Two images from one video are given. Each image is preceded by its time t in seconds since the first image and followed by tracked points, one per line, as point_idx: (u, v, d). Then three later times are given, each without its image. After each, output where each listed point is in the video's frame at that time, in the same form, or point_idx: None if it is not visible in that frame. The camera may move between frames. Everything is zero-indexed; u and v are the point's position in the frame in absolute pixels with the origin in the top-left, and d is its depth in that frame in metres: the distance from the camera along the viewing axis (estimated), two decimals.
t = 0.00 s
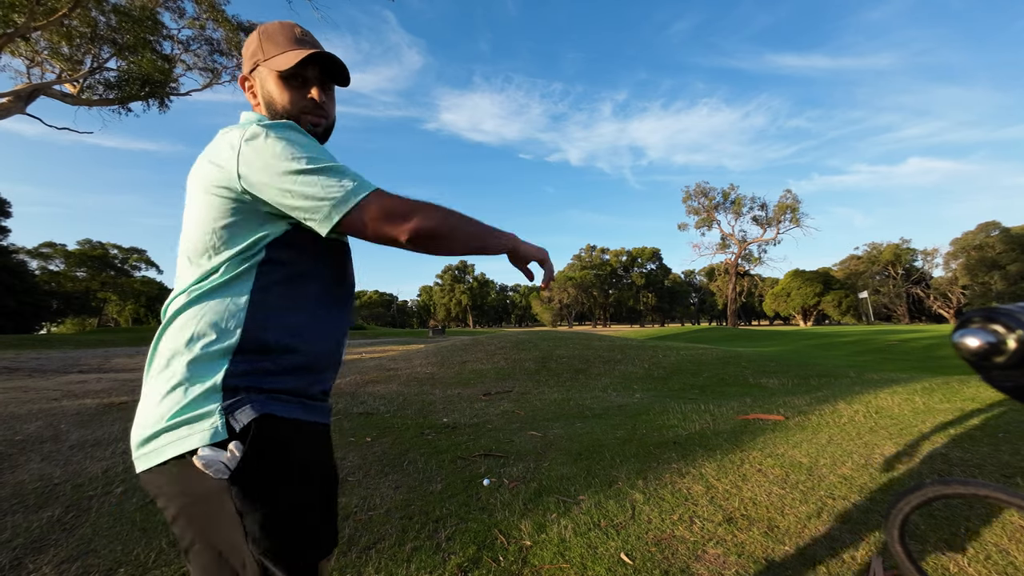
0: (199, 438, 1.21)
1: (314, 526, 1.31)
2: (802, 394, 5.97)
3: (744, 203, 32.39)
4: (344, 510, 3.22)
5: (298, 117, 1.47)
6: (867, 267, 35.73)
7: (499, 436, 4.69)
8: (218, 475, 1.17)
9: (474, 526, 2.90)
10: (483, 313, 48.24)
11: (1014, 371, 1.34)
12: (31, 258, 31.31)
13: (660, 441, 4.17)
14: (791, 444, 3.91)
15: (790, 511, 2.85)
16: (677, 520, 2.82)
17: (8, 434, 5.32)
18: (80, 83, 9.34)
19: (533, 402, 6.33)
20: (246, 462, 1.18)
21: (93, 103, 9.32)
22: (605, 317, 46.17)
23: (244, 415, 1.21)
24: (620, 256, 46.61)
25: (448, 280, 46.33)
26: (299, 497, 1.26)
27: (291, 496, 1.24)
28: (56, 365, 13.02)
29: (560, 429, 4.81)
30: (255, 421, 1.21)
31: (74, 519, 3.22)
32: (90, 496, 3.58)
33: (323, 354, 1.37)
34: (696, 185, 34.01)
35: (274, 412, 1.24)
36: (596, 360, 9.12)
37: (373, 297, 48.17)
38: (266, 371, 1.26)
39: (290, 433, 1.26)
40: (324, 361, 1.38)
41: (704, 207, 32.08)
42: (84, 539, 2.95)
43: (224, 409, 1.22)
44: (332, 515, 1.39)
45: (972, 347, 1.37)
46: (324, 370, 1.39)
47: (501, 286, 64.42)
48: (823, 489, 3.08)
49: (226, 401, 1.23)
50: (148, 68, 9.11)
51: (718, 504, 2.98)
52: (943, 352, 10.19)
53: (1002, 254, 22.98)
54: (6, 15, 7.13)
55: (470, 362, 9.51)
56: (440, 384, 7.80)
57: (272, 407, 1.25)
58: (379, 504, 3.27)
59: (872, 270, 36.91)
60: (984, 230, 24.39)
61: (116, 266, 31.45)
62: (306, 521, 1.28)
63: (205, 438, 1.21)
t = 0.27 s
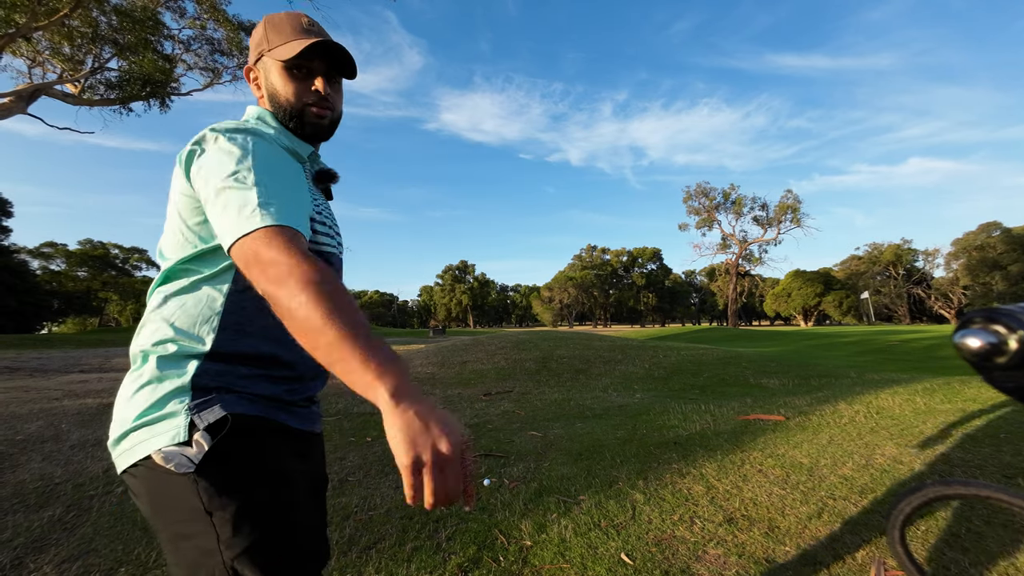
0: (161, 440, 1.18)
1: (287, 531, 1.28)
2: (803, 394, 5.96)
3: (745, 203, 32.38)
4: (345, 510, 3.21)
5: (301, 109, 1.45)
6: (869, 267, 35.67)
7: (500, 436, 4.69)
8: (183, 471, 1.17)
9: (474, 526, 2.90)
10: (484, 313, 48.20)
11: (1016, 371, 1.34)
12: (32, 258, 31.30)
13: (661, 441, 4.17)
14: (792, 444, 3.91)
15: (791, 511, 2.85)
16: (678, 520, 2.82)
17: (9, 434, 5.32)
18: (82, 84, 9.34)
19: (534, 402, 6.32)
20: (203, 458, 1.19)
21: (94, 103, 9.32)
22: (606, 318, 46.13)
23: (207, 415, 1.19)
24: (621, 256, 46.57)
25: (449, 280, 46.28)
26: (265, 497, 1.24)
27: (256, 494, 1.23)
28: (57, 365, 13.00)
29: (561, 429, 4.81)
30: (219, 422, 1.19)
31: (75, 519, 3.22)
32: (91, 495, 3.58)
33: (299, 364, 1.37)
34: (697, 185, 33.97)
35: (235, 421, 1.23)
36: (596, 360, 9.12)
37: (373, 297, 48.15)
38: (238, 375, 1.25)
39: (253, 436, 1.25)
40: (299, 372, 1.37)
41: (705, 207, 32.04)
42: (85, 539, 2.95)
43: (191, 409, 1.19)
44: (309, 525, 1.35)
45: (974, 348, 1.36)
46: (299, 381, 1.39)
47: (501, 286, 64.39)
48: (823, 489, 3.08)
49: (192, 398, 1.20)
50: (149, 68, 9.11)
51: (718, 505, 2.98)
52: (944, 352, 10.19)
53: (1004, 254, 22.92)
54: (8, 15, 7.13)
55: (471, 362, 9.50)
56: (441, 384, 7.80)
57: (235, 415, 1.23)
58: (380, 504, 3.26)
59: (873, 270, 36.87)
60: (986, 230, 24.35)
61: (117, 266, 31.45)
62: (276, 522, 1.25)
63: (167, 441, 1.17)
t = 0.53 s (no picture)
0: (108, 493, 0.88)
1: (302, 554, 1.07)
2: (804, 395, 5.96)
3: (745, 203, 32.43)
4: (345, 509, 3.22)
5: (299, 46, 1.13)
6: (869, 267, 35.68)
7: (500, 436, 4.69)
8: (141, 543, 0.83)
9: (475, 526, 2.90)
10: (485, 313, 48.30)
11: (1017, 372, 1.33)
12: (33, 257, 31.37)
13: (662, 441, 4.17)
14: (793, 445, 3.90)
15: (793, 512, 2.84)
16: (679, 521, 2.82)
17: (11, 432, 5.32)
18: (83, 83, 9.39)
19: (535, 402, 6.33)
20: (188, 519, 0.86)
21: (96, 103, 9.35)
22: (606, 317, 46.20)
23: (170, 463, 0.86)
24: (621, 256, 46.62)
25: (450, 280, 46.34)
26: (280, 531, 0.99)
27: (268, 536, 0.96)
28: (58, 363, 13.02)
29: (561, 429, 4.82)
30: (187, 471, 0.86)
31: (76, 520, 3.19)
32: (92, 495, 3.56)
33: (317, 369, 1.00)
34: (698, 185, 33.97)
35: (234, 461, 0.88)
36: (597, 360, 9.12)
37: (374, 297, 48.27)
38: (233, 396, 0.89)
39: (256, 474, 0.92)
40: (318, 377, 1.02)
41: (706, 207, 32.05)
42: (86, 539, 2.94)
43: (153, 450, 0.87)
44: (325, 522, 1.16)
45: (975, 348, 1.35)
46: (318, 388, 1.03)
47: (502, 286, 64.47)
48: (825, 490, 3.07)
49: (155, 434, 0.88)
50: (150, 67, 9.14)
51: (720, 506, 2.97)
52: (945, 353, 10.19)
53: (1006, 255, 22.91)
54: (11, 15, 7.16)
55: (471, 362, 9.51)
56: (442, 384, 7.80)
57: (234, 450, 0.88)
58: (380, 504, 3.26)
59: (874, 271, 36.86)
60: (987, 231, 24.31)
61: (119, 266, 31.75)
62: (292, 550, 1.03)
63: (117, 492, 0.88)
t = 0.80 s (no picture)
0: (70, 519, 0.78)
1: (303, 556, 1.04)
2: (805, 395, 5.96)
3: (746, 203, 32.38)
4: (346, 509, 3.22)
5: None
6: (871, 268, 35.64)
7: (501, 436, 4.69)
8: None
9: (475, 526, 2.89)
10: (486, 313, 48.35)
11: (1020, 373, 1.33)
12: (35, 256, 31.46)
13: (663, 442, 4.17)
14: (794, 446, 3.89)
15: (795, 513, 2.83)
16: (679, 522, 2.81)
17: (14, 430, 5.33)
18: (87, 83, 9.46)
19: (535, 402, 6.33)
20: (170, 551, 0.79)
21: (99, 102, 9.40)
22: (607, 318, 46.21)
23: (147, 494, 0.78)
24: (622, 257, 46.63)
25: (451, 280, 46.39)
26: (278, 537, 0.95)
27: (264, 546, 0.92)
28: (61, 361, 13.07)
29: (562, 429, 4.82)
30: (164, 504, 0.78)
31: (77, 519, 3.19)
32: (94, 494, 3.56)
33: (306, 364, 0.96)
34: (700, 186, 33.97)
35: (221, 480, 0.84)
36: (598, 361, 9.12)
37: (375, 297, 48.33)
38: (214, 405, 0.83)
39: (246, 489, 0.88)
40: (310, 368, 0.97)
41: (708, 207, 32.05)
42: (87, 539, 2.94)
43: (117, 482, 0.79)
44: (324, 521, 1.12)
45: (978, 349, 1.35)
46: (310, 388, 0.99)
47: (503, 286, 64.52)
48: (826, 491, 3.06)
49: (127, 457, 0.79)
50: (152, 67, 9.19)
51: (721, 506, 2.97)
52: (947, 354, 10.17)
53: (1009, 256, 22.85)
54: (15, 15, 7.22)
55: (472, 362, 9.52)
56: (443, 384, 7.80)
57: (221, 467, 0.84)
58: (381, 504, 3.26)
59: (876, 271, 36.78)
60: (990, 232, 24.25)
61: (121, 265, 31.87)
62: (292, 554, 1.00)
63: (81, 520, 0.78)
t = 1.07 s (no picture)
0: (48, 553, 0.73)
1: (314, 553, 1.06)
2: (806, 396, 5.95)
3: (748, 203, 32.31)
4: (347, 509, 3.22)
5: None
6: (872, 268, 35.59)
7: (502, 436, 4.69)
8: None
9: (476, 526, 2.89)
10: (487, 313, 48.36)
11: None
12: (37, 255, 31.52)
13: (664, 442, 4.17)
14: (795, 446, 3.89)
15: (797, 514, 2.82)
16: (680, 522, 2.81)
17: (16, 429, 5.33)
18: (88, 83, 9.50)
19: (536, 402, 6.32)
20: None
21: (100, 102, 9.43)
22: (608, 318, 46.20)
23: (138, 521, 0.75)
24: (623, 257, 46.62)
25: (452, 280, 46.40)
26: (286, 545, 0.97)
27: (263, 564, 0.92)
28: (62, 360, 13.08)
29: (563, 429, 4.82)
30: (153, 537, 0.77)
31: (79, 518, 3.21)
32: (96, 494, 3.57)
33: (303, 367, 0.95)
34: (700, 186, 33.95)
35: (223, 497, 0.84)
36: (599, 361, 9.11)
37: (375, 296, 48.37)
38: (209, 412, 0.83)
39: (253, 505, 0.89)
40: (307, 365, 0.96)
41: (708, 207, 32.03)
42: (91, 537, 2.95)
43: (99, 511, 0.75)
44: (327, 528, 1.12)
45: (982, 350, 1.34)
46: (310, 395, 0.98)
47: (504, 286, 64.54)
48: (827, 492, 3.06)
49: (114, 476, 0.76)
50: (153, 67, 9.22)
51: (722, 507, 2.97)
52: (949, 355, 10.14)
53: (1011, 257, 22.79)
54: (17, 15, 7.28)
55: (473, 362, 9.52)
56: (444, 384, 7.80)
57: (223, 487, 0.84)
58: (382, 503, 3.26)
59: (877, 272, 36.71)
60: (992, 232, 24.19)
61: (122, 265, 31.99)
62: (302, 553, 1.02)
63: (62, 554, 0.73)
